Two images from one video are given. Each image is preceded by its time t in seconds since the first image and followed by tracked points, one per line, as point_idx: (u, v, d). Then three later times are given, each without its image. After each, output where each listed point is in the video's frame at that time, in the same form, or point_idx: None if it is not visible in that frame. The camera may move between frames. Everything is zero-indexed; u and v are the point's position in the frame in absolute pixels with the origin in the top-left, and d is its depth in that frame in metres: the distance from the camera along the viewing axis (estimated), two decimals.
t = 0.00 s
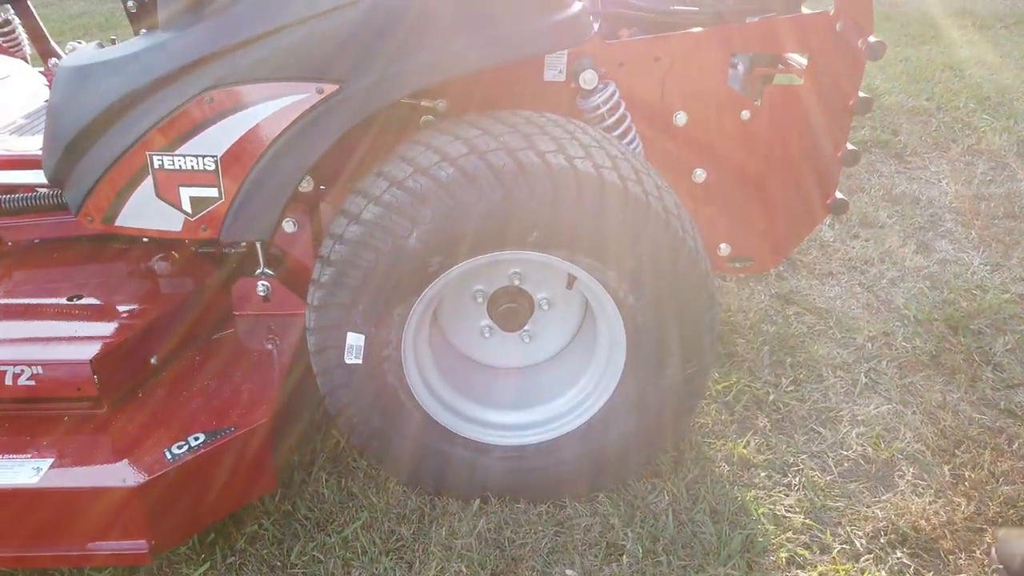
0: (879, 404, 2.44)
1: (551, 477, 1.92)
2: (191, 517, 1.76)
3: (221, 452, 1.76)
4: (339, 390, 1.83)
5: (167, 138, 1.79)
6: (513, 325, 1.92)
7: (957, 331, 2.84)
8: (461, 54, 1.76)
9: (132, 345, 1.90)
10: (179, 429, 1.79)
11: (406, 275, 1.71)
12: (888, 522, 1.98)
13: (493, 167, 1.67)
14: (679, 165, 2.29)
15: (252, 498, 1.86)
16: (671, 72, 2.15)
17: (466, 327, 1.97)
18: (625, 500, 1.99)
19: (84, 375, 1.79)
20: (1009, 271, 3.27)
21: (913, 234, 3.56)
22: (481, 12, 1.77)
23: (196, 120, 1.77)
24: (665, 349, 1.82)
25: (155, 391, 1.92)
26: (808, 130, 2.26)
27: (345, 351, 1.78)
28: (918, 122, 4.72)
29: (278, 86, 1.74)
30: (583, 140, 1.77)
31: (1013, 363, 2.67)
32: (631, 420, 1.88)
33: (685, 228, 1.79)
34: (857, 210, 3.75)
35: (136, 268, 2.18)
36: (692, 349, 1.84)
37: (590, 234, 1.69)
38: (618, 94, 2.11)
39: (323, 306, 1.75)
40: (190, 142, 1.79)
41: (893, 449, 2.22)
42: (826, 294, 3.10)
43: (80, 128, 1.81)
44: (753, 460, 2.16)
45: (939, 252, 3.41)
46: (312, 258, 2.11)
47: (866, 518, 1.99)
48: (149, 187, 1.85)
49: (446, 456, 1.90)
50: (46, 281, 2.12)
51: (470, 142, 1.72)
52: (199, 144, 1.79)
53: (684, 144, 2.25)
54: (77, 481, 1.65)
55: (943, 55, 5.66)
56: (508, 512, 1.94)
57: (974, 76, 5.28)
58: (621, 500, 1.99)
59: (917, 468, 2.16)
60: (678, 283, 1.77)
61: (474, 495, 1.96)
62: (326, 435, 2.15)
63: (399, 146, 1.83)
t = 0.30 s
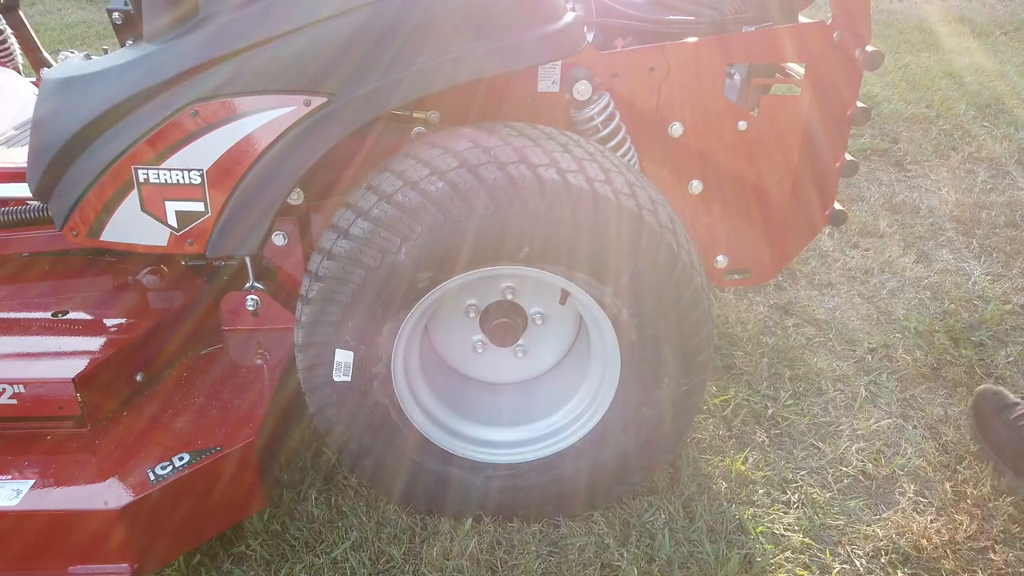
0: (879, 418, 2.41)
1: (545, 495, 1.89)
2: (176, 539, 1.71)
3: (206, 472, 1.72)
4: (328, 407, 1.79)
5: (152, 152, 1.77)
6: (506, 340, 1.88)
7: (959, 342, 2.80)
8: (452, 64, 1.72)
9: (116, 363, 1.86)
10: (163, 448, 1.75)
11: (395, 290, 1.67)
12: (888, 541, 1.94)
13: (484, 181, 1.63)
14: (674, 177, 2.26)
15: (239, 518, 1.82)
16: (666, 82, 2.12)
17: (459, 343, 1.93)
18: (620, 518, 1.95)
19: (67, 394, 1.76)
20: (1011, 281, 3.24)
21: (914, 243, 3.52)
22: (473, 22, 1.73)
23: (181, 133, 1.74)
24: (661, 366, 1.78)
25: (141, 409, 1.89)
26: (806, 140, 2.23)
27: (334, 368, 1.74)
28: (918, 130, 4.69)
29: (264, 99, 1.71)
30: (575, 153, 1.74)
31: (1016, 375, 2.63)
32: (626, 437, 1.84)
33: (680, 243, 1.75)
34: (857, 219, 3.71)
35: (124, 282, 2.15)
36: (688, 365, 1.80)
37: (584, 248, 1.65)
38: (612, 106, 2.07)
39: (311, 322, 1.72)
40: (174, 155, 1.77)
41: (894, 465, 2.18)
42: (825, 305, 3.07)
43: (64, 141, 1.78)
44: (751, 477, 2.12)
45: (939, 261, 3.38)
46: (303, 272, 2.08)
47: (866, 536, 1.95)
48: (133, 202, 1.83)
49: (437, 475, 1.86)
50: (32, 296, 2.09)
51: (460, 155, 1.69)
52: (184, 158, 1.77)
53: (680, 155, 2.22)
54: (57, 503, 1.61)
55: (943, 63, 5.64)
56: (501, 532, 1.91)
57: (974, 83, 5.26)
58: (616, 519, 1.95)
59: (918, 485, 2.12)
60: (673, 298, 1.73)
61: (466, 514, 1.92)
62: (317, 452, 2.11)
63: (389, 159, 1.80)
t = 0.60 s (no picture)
0: (874, 437, 2.34)
1: (527, 524, 1.82)
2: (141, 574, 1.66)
3: (170, 505, 1.66)
4: (301, 435, 1.73)
5: (117, 171, 1.69)
6: (487, 362, 1.82)
7: (956, 357, 2.74)
8: (429, 79, 1.64)
9: (80, 390, 1.80)
10: (126, 479, 1.69)
11: (368, 315, 1.60)
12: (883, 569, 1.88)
13: (459, 202, 1.56)
14: (661, 192, 2.17)
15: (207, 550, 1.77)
16: (652, 95, 2.05)
17: (439, 365, 1.86)
18: (605, 547, 1.90)
19: (27, 424, 1.70)
20: (1009, 293, 3.18)
21: (910, 254, 3.47)
22: (452, 34, 1.66)
23: (147, 151, 1.67)
24: (646, 392, 1.71)
25: (106, 436, 1.83)
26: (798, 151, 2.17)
27: (306, 396, 1.68)
28: (914, 136, 4.63)
29: (232, 116, 1.64)
30: (556, 170, 1.68)
31: (1014, 392, 2.57)
32: (611, 465, 1.78)
33: (665, 265, 1.68)
34: (852, 228, 3.66)
35: (94, 301, 2.08)
36: (675, 390, 1.74)
37: (564, 271, 1.59)
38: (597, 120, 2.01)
39: (282, 348, 1.65)
40: (141, 172, 1.69)
41: (889, 488, 2.12)
42: (819, 317, 3.01)
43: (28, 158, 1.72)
44: (742, 501, 2.05)
45: (936, 272, 3.32)
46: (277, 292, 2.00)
47: (860, 564, 1.89)
48: (97, 223, 1.75)
49: (415, 504, 1.80)
50: None
51: (436, 173, 1.62)
52: (150, 177, 1.69)
53: (667, 169, 2.15)
54: (14, 540, 1.56)
55: (940, 67, 5.58)
56: (482, 562, 1.85)
57: (971, 88, 5.20)
58: (601, 547, 1.89)
59: (914, 509, 2.06)
60: (658, 320, 1.67)
61: (446, 543, 1.86)
62: (293, 478, 2.05)
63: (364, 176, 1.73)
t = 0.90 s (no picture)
0: (863, 473, 2.25)
1: None
2: None
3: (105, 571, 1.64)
4: (252, 487, 1.63)
5: (54, 208, 1.59)
6: (453, 405, 1.72)
7: (950, 383, 2.64)
8: (381, 112, 1.51)
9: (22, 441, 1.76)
10: (62, 541, 1.67)
11: (319, 364, 1.50)
12: None
13: (414, 244, 1.45)
14: (638, 220, 2.06)
15: None
16: (627, 117, 1.95)
17: (405, 407, 1.76)
18: None
19: None
20: (1004, 313, 3.08)
21: (903, 271, 3.37)
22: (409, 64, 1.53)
23: (86, 187, 1.56)
24: (618, 440, 1.61)
25: (47, 486, 1.80)
26: (784, 173, 2.06)
27: (256, 447, 1.58)
28: (908, 145, 4.54)
29: (174, 151, 1.53)
30: (521, 206, 1.56)
31: (1009, 421, 2.48)
32: (582, 516, 1.68)
33: (637, 308, 1.58)
34: (843, 244, 3.56)
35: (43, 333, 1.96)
36: (649, 438, 1.64)
37: (528, 316, 1.48)
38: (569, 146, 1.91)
39: (229, 398, 1.55)
40: (98, 198, 1.57)
41: (878, 530, 2.03)
42: (809, 340, 2.92)
43: None
44: (724, 546, 1.97)
45: (930, 290, 3.23)
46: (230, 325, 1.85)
47: None
48: (34, 262, 1.65)
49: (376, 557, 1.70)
50: None
51: (391, 212, 1.51)
52: (89, 215, 1.59)
53: (644, 197, 2.03)
54: None
55: (934, 72, 5.48)
56: None
57: (966, 94, 5.11)
58: None
59: (904, 554, 1.98)
60: (629, 366, 1.57)
61: None
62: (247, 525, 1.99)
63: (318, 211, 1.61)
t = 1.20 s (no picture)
0: (857, 516, 2.16)
1: None
2: None
3: None
4: (201, 564, 1.51)
5: None
6: (420, 467, 1.58)
7: (946, 415, 2.55)
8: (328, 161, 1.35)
9: None
10: None
11: (267, 439, 1.37)
12: None
13: (366, 310, 1.30)
14: (617, 258, 1.95)
15: None
16: (605, 153, 1.83)
17: (368, 465, 1.63)
18: None
19: None
20: (1002, 335, 2.98)
21: (896, 289, 3.27)
22: (358, 105, 1.37)
23: (10, 245, 1.40)
24: (593, 510, 1.49)
25: None
26: (771, 209, 1.96)
27: (201, 524, 1.46)
28: (901, 153, 4.43)
29: (104, 206, 1.36)
30: (489, 262, 1.41)
31: (1008, 457, 2.39)
32: None
33: (616, 371, 1.44)
34: (836, 261, 3.45)
35: None
36: (628, 506, 1.52)
37: (492, 387, 1.34)
38: (543, 185, 1.78)
39: (169, 473, 1.41)
40: (25, 257, 1.41)
41: None
42: (801, 366, 2.81)
43: None
44: None
45: (925, 311, 3.13)
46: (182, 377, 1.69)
47: None
48: None
49: None
50: None
51: (342, 271, 1.35)
52: (15, 274, 1.43)
53: (622, 235, 1.92)
54: None
55: (927, 74, 5.37)
56: None
57: (960, 98, 5.00)
58: None
59: None
60: (607, 434, 1.43)
61: None
62: None
63: (266, 265, 1.46)
